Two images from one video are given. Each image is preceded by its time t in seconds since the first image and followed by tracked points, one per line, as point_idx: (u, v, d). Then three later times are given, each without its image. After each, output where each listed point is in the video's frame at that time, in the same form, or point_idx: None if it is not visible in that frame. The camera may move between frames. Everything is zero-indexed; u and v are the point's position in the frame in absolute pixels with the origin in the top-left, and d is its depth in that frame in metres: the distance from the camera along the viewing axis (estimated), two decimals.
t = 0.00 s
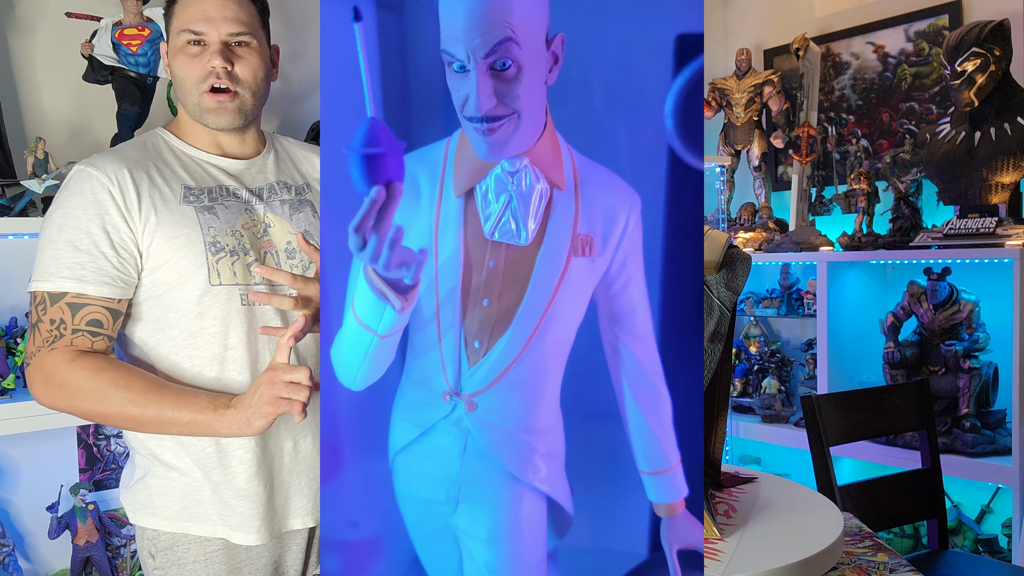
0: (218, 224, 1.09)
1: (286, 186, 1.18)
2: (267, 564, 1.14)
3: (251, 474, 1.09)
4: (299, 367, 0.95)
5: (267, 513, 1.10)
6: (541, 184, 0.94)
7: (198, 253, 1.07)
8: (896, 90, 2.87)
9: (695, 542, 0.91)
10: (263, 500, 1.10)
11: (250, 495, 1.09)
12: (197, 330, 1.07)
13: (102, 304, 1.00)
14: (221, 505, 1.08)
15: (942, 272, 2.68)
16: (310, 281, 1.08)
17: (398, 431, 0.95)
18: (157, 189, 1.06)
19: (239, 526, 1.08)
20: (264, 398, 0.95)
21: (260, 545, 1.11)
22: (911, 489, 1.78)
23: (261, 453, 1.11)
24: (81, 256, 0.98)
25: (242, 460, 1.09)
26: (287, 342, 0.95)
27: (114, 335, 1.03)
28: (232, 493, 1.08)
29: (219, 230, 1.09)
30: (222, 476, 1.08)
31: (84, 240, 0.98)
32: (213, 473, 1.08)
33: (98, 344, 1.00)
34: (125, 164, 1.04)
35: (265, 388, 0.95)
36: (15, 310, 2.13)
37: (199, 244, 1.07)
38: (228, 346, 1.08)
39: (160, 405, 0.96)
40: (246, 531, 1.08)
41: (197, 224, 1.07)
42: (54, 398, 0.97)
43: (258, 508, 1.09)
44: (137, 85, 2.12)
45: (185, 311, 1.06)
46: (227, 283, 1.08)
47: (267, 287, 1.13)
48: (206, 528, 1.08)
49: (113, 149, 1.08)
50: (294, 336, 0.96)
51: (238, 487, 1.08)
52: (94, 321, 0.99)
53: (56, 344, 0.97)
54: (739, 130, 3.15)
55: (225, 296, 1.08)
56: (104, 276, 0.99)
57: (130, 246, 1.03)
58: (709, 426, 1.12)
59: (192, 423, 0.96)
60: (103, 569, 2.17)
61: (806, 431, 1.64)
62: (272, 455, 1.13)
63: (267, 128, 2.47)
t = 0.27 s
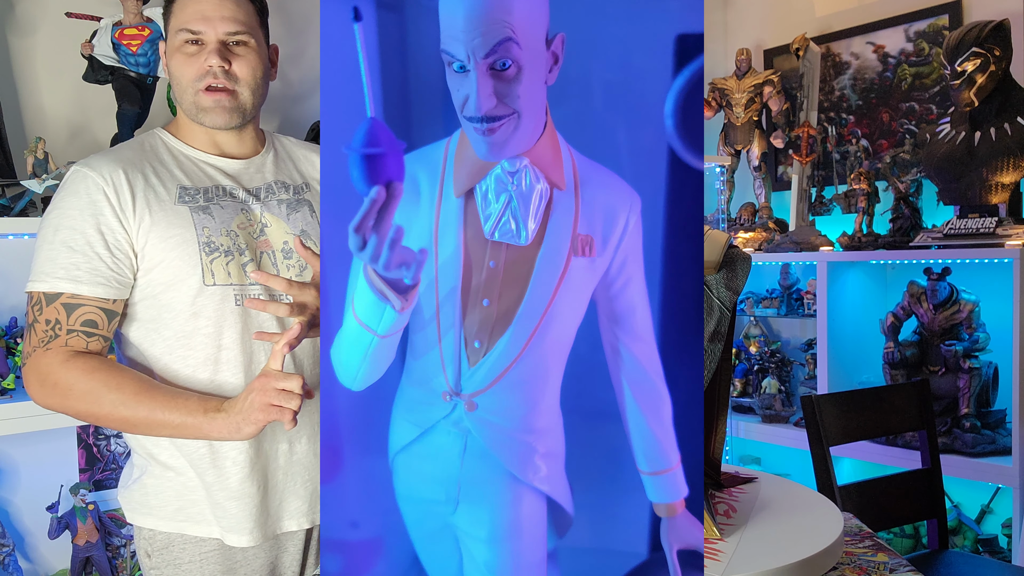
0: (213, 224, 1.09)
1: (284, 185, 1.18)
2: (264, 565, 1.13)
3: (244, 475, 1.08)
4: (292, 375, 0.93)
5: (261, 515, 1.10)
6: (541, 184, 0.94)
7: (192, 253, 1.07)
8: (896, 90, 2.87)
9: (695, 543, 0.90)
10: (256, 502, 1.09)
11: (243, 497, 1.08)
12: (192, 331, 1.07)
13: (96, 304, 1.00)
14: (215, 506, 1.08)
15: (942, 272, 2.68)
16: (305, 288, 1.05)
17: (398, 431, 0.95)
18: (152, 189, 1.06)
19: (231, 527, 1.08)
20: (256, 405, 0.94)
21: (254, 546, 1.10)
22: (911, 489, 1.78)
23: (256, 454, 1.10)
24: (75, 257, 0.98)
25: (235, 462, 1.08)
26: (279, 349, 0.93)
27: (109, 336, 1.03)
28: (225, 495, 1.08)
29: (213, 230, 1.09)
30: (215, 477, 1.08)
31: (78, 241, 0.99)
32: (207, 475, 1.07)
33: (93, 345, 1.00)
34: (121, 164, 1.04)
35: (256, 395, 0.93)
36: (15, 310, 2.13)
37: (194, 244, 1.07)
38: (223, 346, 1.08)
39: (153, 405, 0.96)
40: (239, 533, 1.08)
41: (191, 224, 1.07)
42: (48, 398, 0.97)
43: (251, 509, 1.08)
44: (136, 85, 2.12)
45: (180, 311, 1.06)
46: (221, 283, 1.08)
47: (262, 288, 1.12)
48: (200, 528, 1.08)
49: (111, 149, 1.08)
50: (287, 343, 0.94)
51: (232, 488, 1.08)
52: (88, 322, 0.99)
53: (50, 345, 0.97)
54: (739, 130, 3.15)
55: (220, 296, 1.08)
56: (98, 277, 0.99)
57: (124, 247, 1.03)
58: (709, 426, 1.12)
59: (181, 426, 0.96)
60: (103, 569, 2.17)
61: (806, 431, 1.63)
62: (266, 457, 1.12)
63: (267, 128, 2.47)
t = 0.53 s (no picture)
0: (209, 225, 1.09)
1: (282, 185, 1.18)
2: (261, 565, 1.13)
3: (240, 476, 1.08)
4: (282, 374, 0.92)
5: (257, 516, 1.09)
6: (541, 184, 0.94)
7: (188, 253, 1.07)
8: (896, 90, 2.87)
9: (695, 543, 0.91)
10: (253, 503, 1.09)
11: (240, 497, 1.08)
12: (188, 331, 1.07)
13: (92, 305, 1.00)
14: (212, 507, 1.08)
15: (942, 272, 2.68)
16: (297, 286, 1.04)
17: (398, 431, 0.95)
18: (148, 190, 1.06)
19: (228, 528, 1.07)
20: (246, 403, 0.93)
21: (250, 547, 1.10)
22: (911, 489, 1.78)
23: (253, 454, 1.10)
24: (71, 258, 0.98)
25: (232, 463, 1.08)
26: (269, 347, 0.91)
27: (106, 337, 1.03)
28: (222, 495, 1.08)
29: (210, 230, 1.08)
30: (211, 477, 1.07)
31: (74, 242, 0.99)
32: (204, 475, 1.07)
33: (89, 345, 1.00)
34: (117, 165, 1.04)
35: (247, 394, 0.92)
36: (15, 310, 2.13)
37: (189, 244, 1.07)
38: (218, 347, 1.08)
39: (149, 405, 0.96)
40: (236, 534, 1.08)
41: (187, 224, 1.07)
42: (45, 398, 0.97)
43: (248, 510, 1.08)
44: (136, 85, 2.12)
45: (176, 311, 1.06)
46: (217, 283, 1.08)
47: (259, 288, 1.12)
48: (197, 528, 1.08)
49: (108, 151, 1.08)
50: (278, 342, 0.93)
51: (228, 489, 1.08)
52: (85, 323, 0.99)
53: (47, 346, 0.98)
54: (739, 130, 3.15)
55: (216, 296, 1.08)
56: (93, 278, 0.99)
57: (120, 247, 1.03)
58: (709, 426, 1.12)
59: (174, 426, 0.96)
60: (103, 569, 2.17)
61: (806, 431, 1.63)
62: (264, 457, 1.12)
63: (266, 128, 2.47)
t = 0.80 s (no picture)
0: (209, 225, 1.09)
1: (282, 185, 1.18)
2: (261, 565, 1.13)
3: (239, 476, 1.08)
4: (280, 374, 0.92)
5: (257, 516, 1.09)
6: (541, 184, 0.94)
7: (187, 254, 1.07)
8: (896, 90, 2.87)
9: (695, 543, 0.91)
10: (252, 503, 1.09)
11: (239, 497, 1.08)
12: (188, 331, 1.07)
13: (92, 306, 1.00)
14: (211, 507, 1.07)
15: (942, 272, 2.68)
16: (296, 286, 1.04)
17: (398, 431, 0.95)
18: (148, 190, 1.06)
19: (227, 528, 1.07)
20: (243, 404, 0.92)
21: (249, 547, 1.10)
22: (910, 489, 1.78)
23: (252, 454, 1.10)
24: (71, 258, 0.98)
25: (230, 463, 1.08)
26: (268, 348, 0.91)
27: (105, 337, 1.03)
28: (221, 495, 1.07)
29: (209, 231, 1.08)
30: (210, 477, 1.07)
31: (74, 243, 0.99)
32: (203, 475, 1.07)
33: (89, 346, 1.00)
34: (116, 166, 1.04)
35: (244, 394, 0.92)
36: (15, 310, 2.13)
37: (189, 245, 1.07)
38: (218, 347, 1.08)
39: (148, 405, 0.96)
40: (235, 534, 1.08)
41: (187, 225, 1.07)
42: (45, 398, 0.98)
43: (248, 510, 1.08)
44: (136, 85, 2.12)
45: (176, 311, 1.06)
46: (216, 284, 1.08)
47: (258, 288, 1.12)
48: (197, 528, 1.08)
49: (109, 151, 1.08)
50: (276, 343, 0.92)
51: (227, 489, 1.08)
52: (84, 323, 0.99)
53: (47, 346, 0.98)
54: (739, 130, 3.15)
55: (215, 297, 1.08)
56: (93, 278, 0.99)
57: (119, 248, 1.03)
58: (709, 425, 1.13)
59: (172, 426, 0.96)
60: (103, 569, 2.17)
61: (806, 431, 1.63)
62: (263, 458, 1.12)
63: (267, 128, 2.47)
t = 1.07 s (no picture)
0: (210, 225, 1.09)
1: (283, 185, 1.18)
2: (262, 565, 1.13)
3: (241, 475, 1.08)
4: (286, 372, 0.93)
5: (258, 515, 1.09)
6: (541, 184, 0.94)
7: (189, 254, 1.07)
8: (896, 90, 2.87)
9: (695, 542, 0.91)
10: (254, 502, 1.09)
11: (240, 497, 1.08)
12: (189, 331, 1.07)
13: (93, 305, 1.00)
14: (212, 506, 1.07)
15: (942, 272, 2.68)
16: (300, 286, 1.04)
17: (398, 431, 0.95)
18: (150, 190, 1.06)
19: (229, 528, 1.07)
20: (248, 402, 0.93)
21: (251, 547, 1.10)
22: (911, 489, 1.78)
23: (253, 454, 1.10)
24: (73, 258, 0.98)
25: (232, 462, 1.08)
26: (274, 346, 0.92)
27: (106, 337, 1.03)
28: (222, 495, 1.07)
29: (211, 231, 1.08)
30: (211, 477, 1.07)
31: (76, 243, 0.99)
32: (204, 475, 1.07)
33: (90, 345, 1.00)
34: (118, 166, 1.04)
35: (249, 392, 0.92)
36: (15, 310, 2.13)
37: (191, 245, 1.07)
38: (219, 347, 1.08)
39: (150, 403, 0.96)
40: (236, 534, 1.08)
41: (189, 224, 1.07)
42: (46, 397, 0.98)
43: (249, 510, 1.08)
44: (136, 85, 2.12)
45: (177, 311, 1.06)
46: (218, 284, 1.08)
47: (259, 288, 1.12)
48: (199, 528, 1.08)
49: (110, 151, 1.08)
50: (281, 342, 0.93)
51: (229, 489, 1.08)
52: (86, 323, 0.99)
53: (48, 345, 0.98)
54: (739, 130, 3.14)
55: (217, 297, 1.08)
56: (95, 278, 0.99)
57: (121, 248, 1.03)
58: (709, 425, 1.12)
59: (175, 424, 0.96)
60: (103, 569, 2.17)
61: (806, 430, 1.63)
62: (265, 458, 1.12)
63: (267, 128, 2.47)
